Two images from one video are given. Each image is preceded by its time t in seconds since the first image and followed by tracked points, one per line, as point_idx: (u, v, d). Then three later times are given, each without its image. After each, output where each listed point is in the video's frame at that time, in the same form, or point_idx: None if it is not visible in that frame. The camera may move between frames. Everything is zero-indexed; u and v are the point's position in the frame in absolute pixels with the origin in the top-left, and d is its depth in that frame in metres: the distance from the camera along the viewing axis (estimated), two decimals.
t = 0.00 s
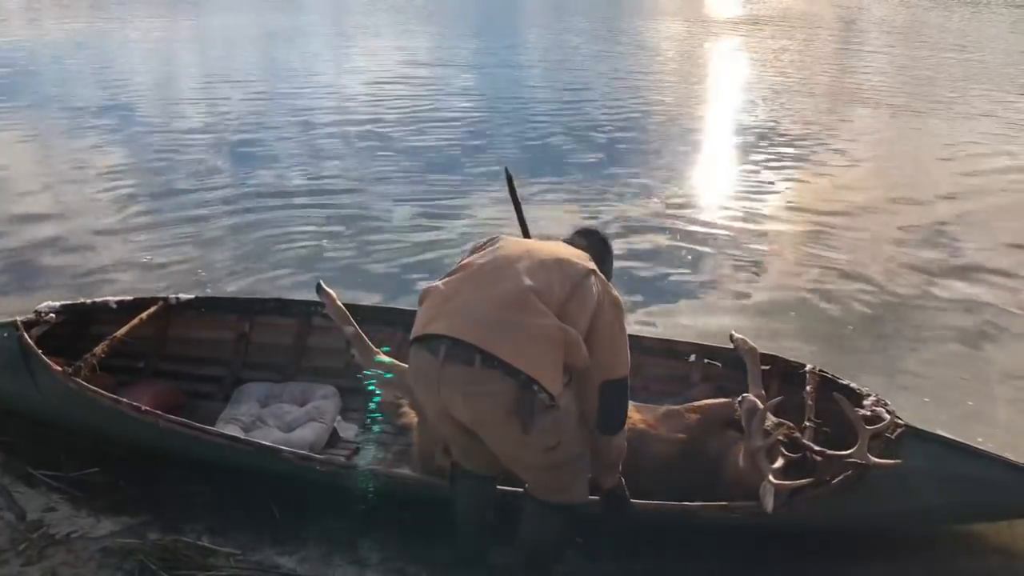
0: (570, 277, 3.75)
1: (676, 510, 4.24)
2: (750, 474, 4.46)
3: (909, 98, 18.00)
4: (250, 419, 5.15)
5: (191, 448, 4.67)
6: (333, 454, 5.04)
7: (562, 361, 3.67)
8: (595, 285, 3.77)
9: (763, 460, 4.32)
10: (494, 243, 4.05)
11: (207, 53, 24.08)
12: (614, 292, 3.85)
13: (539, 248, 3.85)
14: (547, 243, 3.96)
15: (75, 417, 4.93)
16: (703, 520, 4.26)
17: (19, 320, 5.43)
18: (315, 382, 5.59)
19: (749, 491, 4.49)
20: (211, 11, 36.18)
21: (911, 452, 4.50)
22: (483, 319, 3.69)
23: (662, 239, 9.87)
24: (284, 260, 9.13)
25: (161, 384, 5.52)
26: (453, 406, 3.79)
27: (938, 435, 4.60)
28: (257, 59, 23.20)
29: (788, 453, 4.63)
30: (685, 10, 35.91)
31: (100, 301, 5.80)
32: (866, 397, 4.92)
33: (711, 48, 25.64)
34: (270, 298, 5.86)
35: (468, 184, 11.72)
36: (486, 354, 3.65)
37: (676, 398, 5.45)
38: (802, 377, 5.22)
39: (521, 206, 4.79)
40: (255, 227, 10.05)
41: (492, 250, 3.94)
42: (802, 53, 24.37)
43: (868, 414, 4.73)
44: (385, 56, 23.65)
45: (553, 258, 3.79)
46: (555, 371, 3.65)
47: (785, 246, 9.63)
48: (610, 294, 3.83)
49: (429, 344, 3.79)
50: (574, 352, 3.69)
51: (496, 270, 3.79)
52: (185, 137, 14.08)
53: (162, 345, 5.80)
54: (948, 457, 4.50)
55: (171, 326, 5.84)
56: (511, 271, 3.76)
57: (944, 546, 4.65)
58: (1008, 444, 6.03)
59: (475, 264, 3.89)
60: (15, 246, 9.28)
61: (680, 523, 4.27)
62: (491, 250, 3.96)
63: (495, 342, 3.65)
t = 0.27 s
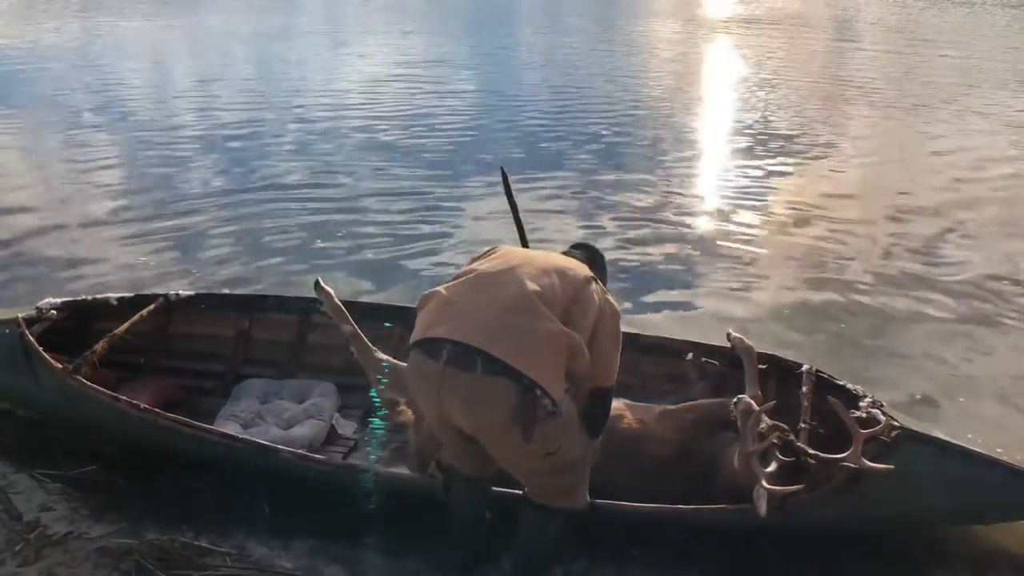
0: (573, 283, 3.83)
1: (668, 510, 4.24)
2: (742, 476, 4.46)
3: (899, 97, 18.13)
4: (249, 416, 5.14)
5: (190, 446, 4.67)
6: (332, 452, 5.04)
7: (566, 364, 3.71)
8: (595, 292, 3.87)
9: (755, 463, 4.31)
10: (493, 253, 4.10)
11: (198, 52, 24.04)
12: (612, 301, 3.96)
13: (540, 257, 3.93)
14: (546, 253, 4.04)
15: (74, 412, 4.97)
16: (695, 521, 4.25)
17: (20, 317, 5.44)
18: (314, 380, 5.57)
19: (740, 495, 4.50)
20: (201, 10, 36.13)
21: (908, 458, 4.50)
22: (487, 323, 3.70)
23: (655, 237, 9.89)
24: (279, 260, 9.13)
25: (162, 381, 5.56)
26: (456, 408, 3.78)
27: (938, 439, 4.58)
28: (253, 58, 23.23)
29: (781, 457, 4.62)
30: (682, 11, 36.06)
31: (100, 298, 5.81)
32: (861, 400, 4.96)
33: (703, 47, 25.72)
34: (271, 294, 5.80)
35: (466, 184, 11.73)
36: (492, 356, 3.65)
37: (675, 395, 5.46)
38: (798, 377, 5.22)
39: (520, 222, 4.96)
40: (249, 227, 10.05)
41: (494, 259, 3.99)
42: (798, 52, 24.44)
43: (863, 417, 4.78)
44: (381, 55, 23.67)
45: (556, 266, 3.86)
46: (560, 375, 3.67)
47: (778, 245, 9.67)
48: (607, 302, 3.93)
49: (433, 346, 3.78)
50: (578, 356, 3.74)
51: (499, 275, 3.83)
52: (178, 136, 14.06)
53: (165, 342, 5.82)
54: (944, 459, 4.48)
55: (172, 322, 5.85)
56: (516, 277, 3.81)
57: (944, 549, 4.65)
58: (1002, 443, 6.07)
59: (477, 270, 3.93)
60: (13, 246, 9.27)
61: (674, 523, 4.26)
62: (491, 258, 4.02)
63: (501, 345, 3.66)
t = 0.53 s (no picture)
0: (550, 288, 3.70)
1: (665, 509, 4.24)
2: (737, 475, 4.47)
3: (892, 97, 18.20)
4: (248, 411, 5.14)
5: (191, 442, 4.67)
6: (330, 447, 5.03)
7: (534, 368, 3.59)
8: (575, 297, 3.74)
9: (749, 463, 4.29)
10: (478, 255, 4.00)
11: (191, 53, 24.00)
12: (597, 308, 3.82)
13: (521, 261, 3.82)
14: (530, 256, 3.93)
15: (76, 408, 4.97)
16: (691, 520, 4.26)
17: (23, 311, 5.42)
18: (313, 375, 5.57)
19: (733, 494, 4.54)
20: (194, 11, 36.15)
21: (903, 456, 4.52)
22: (455, 324, 3.60)
23: (649, 237, 9.91)
24: (275, 260, 9.13)
25: (164, 375, 5.57)
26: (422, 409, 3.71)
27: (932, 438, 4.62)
28: (247, 58, 23.24)
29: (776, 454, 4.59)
30: (676, 11, 36.13)
31: (102, 293, 5.80)
32: (859, 399, 4.94)
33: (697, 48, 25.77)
34: (271, 290, 5.81)
35: (462, 184, 11.75)
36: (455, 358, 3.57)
37: (672, 393, 5.47)
38: (795, 376, 5.24)
39: (519, 231, 5.01)
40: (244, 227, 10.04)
41: (475, 261, 3.90)
42: (792, 53, 24.52)
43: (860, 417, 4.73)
44: (375, 55, 23.69)
45: (534, 270, 3.75)
46: (527, 378, 3.55)
47: (772, 245, 9.70)
48: (590, 308, 3.79)
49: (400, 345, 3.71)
50: (547, 360, 3.62)
51: (474, 278, 3.74)
52: (172, 138, 14.04)
53: (166, 336, 5.82)
54: (942, 461, 4.50)
55: (173, 317, 5.85)
56: (490, 279, 3.70)
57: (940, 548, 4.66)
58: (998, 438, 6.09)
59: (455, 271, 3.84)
60: (8, 248, 9.26)
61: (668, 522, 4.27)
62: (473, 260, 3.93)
63: (465, 346, 3.57)
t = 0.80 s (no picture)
0: (524, 284, 3.66)
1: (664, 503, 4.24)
2: (734, 468, 4.48)
3: (887, 96, 18.21)
4: (247, 407, 5.16)
5: (192, 434, 4.70)
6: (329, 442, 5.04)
7: (499, 365, 3.57)
8: (550, 294, 3.67)
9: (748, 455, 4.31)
10: (462, 249, 3.98)
11: (185, 53, 23.94)
12: (576, 304, 3.74)
13: (499, 257, 3.78)
14: (511, 252, 3.87)
15: (76, 401, 4.99)
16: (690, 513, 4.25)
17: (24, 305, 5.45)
18: (312, 370, 5.57)
19: (727, 486, 4.55)
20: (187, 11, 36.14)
21: (900, 452, 4.53)
22: (421, 320, 3.60)
23: (644, 236, 9.92)
24: (270, 259, 9.12)
25: (163, 372, 5.57)
26: (392, 402, 3.72)
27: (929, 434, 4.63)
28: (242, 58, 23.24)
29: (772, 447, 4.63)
30: (671, 11, 36.10)
31: (103, 288, 5.81)
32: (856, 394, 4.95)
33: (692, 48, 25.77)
34: (271, 288, 5.80)
35: (457, 183, 11.76)
36: (421, 353, 3.57)
37: (669, 391, 5.47)
38: (793, 373, 5.24)
39: (516, 226, 5.06)
40: (239, 227, 10.03)
41: (454, 256, 3.87)
42: (787, 52, 24.56)
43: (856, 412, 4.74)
44: (370, 55, 23.70)
45: (509, 266, 3.71)
46: (490, 375, 3.55)
47: (767, 244, 9.71)
48: (568, 305, 3.71)
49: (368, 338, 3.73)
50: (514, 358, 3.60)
51: (448, 273, 3.72)
52: (166, 138, 14.02)
53: (167, 333, 5.81)
54: (940, 458, 4.51)
55: (175, 313, 5.85)
56: (462, 275, 3.68)
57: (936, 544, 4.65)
58: (993, 434, 6.10)
59: (432, 266, 3.83)
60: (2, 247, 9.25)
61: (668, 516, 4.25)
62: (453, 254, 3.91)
63: (430, 339, 3.57)
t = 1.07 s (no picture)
0: (517, 288, 3.68)
1: (662, 488, 4.33)
2: (734, 456, 4.57)
3: (878, 96, 18.29)
4: (247, 406, 5.20)
5: (189, 426, 4.79)
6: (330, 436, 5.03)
7: (496, 372, 3.64)
8: (545, 296, 3.70)
9: (746, 438, 4.52)
10: (455, 249, 3.98)
11: (177, 53, 23.88)
12: (572, 303, 3.77)
13: (492, 258, 3.79)
14: (505, 250, 3.88)
15: (75, 395, 5.06)
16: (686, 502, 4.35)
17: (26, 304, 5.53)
18: (310, 376, 5.59)
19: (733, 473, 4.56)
20: (178, 11, 36.07)
21: (893, 440, 4.64)
22: (416, 329, 3.65)
23: (637, 237, 9.96)
24: (265, 261, 9.14)
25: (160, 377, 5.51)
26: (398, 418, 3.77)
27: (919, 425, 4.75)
28: (233, 58, 23.20)
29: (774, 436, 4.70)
30: (663, 10, 36.15)
31: (104, 291, 5.86)
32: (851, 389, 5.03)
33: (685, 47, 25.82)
34: (273, 294, 5.84)
35: (451, 184, 11.79)
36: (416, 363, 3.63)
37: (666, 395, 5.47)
38: (786, 372, 5.31)
39: (513, 222, 5.08)
40: (234, 229, 10.04)
41: (447, 258, 3.88)
42: (777, 52, 24.65)
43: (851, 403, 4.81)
44: (361, 55, 23.67)
45: (501, 269, 3.72)
46: (486, 383, 3.62)
47: (761, 244, 9.76)
48: (563, 306, 3.74)
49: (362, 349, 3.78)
50: (510, 364, 3.66)
51: (441, 280, 3.75)
52: (160, 140, 14.01)
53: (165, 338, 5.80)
54: (933, 448, 4.64)
55: (173, 319, 5.86)
56: (456, 282, 3.71)
57: (932, 535, 4.71)
58: (984, 432, 6.17)
59: (425, 270, 3.85)
60: None
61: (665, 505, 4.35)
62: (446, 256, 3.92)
63: (424, 352, 3.62)
